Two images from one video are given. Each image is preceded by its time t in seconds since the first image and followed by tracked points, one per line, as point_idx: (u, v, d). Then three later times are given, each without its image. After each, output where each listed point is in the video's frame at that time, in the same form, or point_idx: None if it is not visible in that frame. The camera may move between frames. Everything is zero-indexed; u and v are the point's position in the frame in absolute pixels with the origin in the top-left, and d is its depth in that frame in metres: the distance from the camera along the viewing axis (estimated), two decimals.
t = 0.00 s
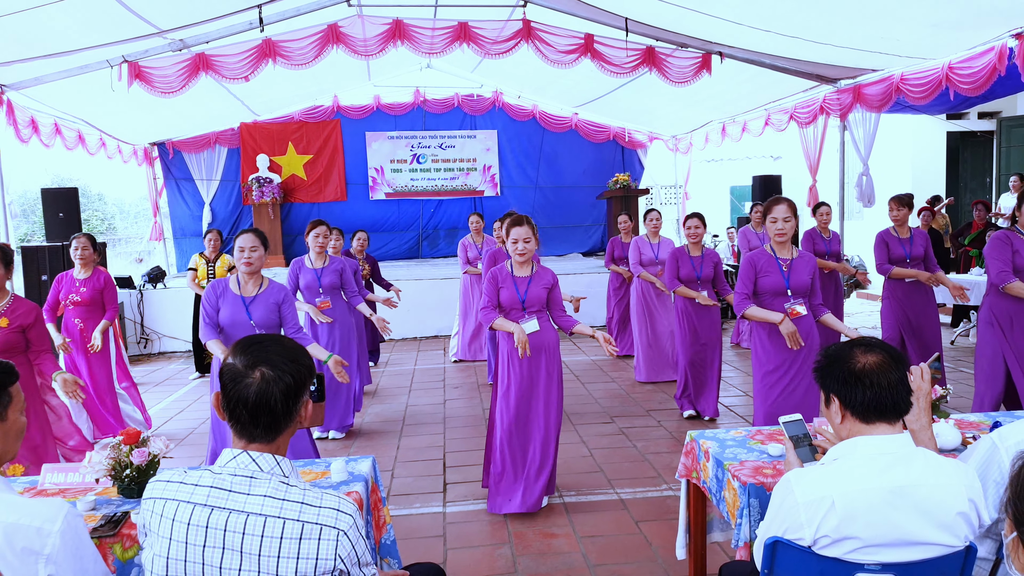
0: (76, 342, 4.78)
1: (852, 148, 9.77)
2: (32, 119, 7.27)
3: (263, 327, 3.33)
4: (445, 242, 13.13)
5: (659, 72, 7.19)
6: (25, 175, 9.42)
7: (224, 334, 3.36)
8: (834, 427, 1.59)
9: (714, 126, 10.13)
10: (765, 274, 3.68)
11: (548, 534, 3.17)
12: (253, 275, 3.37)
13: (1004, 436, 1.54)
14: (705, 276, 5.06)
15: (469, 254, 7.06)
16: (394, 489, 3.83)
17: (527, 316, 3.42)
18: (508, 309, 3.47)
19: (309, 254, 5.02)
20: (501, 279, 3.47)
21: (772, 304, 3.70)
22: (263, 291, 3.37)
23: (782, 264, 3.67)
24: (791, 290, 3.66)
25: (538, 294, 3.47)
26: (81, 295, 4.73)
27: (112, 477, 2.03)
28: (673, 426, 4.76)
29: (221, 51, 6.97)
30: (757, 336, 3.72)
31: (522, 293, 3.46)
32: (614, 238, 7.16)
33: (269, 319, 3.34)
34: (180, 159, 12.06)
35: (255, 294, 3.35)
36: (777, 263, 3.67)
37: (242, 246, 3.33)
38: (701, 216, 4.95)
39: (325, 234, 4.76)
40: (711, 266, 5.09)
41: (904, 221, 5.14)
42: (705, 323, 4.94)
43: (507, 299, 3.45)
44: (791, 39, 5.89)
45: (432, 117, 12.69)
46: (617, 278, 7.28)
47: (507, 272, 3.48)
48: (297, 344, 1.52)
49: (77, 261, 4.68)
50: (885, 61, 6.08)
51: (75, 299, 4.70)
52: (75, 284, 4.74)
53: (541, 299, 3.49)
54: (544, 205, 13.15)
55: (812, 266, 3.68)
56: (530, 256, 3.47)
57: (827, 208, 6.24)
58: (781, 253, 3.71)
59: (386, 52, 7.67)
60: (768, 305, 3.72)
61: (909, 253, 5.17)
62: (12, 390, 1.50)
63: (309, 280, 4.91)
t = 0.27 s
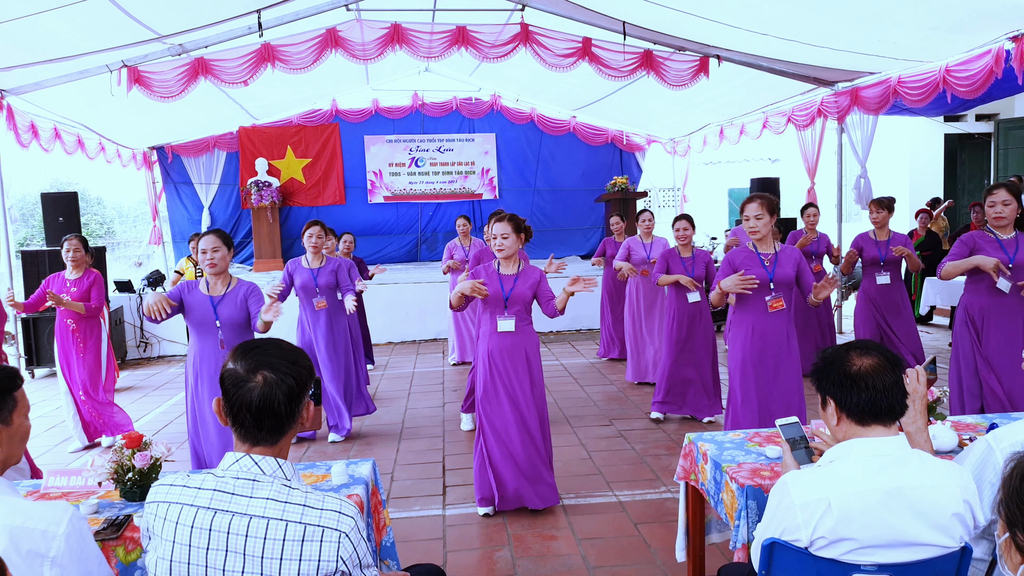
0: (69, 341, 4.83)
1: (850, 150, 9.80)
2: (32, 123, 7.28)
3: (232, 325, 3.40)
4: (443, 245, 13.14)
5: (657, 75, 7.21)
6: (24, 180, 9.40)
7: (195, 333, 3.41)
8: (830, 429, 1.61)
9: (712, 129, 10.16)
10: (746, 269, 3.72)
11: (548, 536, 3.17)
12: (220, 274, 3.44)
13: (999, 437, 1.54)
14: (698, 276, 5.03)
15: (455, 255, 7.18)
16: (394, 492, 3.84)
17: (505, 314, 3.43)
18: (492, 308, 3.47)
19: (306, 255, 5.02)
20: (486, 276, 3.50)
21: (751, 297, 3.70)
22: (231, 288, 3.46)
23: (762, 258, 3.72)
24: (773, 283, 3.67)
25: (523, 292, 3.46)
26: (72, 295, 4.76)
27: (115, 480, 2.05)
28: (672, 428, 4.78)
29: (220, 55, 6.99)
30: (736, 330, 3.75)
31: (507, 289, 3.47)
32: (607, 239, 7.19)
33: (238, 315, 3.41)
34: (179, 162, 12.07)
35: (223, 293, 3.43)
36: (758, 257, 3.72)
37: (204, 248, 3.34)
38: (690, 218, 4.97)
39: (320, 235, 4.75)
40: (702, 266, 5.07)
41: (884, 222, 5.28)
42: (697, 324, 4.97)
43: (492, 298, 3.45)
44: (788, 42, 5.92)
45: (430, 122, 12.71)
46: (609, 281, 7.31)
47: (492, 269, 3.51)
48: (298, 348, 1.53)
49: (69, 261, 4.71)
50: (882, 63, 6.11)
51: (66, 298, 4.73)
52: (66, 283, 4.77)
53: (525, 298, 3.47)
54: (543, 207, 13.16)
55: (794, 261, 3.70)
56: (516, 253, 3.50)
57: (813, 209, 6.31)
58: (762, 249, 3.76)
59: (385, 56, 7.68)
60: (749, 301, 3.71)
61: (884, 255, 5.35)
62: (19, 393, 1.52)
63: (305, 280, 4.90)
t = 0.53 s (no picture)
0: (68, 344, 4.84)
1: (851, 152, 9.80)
2: (36, 126, 7.31)
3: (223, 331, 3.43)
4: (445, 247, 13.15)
5: (659, 78, 7.23)
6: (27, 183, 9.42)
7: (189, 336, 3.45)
8: (829, 432, 1.62)
9: (713, 131, 10.16)
10: (728, 279, 3.76)
11: (549, 538, 3.18)
12: (213, 279, 3.47)
13: (998, 441, 1.55)
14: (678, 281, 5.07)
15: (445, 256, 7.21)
16: (396, 494, 3.85)
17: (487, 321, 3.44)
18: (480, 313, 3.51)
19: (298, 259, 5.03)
20: (474, 284, 3.55)
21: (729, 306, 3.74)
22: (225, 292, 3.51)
23: (744, 266, 3.74)
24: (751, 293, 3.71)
25: (511, 300, 3.49)
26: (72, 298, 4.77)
27: (120, 482, 2.06)
28: (673, 431, 4.78)
29: (223, 58, 7.01)
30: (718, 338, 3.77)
31: (496, 296, 3.50)
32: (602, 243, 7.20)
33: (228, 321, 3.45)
34: (182, 165, 12.09)
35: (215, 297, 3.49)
36: (740, 266, 3.75)
37: (199, 253, 3.36)
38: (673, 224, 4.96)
39: (309, 238, 4.75)
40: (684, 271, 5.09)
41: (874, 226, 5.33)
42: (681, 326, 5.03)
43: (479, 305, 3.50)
44: (789, 45, 5.93)
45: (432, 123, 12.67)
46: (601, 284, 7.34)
47: (482, 276, 3.55)
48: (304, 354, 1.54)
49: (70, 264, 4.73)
50: (883, 66, 6.12)
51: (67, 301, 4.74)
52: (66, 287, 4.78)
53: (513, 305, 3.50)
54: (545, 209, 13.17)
55: (776, 267, 3.72)
56: (506, 260, 3.53)
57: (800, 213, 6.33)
58: (745, 255, 3.77)
59: (387, 59, 7.71)
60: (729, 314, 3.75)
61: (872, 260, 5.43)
62: (26, 397, 1.53)
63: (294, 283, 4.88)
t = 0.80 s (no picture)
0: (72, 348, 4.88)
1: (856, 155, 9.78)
2: (43, 129, 7.36)
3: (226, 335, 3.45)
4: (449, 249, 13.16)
5: (663, 81, 7.24)
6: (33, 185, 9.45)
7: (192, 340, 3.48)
8: (830, 437, 1.62)
9: (717, 134, 10.15)
10: (721, 282, 3.79)
11: (551, 542, 3.18)
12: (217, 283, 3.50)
13: (999, 448, 1.56)
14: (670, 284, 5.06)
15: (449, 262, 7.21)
16: (399, 497, 3.86)
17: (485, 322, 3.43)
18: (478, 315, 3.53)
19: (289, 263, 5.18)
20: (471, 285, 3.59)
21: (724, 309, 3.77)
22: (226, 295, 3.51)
23: (736, 269, 3.76)
24: (741, 295, 3.73)
25: (506, 300, 3.51)
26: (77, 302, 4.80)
27: (126, 484, 2.08)
28: (676, 435, 4.79)
29: (228, 62, 7.05)
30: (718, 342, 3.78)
31: (492, 297, 3.53)
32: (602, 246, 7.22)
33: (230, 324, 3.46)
34: (187, 167, 12.13)
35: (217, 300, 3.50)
36: (732, 268, 3.77)
37: (209, 256, 3.38)
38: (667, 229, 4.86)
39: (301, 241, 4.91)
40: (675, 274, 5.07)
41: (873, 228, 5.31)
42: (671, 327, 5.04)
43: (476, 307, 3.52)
44: (793, 49, 5.93)
45: (436, 126, 12.70)
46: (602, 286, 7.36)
47: (480, 277, 3.59)
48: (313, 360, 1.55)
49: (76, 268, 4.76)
50: (887, 70, 6.11)
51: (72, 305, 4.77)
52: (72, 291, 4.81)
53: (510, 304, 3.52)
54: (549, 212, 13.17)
55: (768, 267, 3.71)
56: (503, 261, 3.54)
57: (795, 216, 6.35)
58: (739, 258, 3.79)
59: (392, 62, 7.74)
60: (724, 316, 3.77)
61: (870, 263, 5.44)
62: (34, 400, 1.55)
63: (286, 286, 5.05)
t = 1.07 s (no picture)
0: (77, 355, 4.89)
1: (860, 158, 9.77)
2: (49, 133, 7.40)
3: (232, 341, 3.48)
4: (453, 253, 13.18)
5: (666, 85, 7.24)
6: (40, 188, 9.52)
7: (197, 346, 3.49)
8: (828, 443, 1.62)
9: (721, 137, 10.15)
10: (723, 295, 3.76)
11: (553, 546, 3.18)
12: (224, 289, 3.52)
13: (997, 454, 1.56)
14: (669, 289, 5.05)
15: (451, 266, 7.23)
16: (402, 500, 3.87)
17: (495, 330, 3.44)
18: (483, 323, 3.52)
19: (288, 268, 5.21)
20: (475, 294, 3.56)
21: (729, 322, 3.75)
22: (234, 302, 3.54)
23: (738, 281, 3.73)
24: (746, 308, 3.71)
25: (512, 310, 3.50)
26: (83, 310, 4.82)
27: (127, 488, 2.09)
28: (679, 439, 4.78)
29: (233, 66, 7.09)
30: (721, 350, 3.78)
31: (496, 308, 3.51)
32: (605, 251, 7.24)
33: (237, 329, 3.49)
34: (192, 170, 12.18)
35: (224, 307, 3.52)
36: (734, 280, 3.74)
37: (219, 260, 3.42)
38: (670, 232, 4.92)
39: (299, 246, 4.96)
40: (675, 278, 5.06)
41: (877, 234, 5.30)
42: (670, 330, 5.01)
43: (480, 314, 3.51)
44: (796, 52, 5.94)
45: (440, 130, 12.74)
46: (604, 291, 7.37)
47: (483, 288, 3.57)
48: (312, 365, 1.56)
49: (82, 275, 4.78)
50: (890, 73, 6.11)
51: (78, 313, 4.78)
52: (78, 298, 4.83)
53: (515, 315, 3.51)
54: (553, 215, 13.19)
55: (770, 279, 3.72)
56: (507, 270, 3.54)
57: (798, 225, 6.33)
58: (740, 268, 3.77)
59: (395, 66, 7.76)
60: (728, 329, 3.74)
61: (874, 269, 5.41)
62: (35, 405, 1.56)
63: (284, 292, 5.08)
